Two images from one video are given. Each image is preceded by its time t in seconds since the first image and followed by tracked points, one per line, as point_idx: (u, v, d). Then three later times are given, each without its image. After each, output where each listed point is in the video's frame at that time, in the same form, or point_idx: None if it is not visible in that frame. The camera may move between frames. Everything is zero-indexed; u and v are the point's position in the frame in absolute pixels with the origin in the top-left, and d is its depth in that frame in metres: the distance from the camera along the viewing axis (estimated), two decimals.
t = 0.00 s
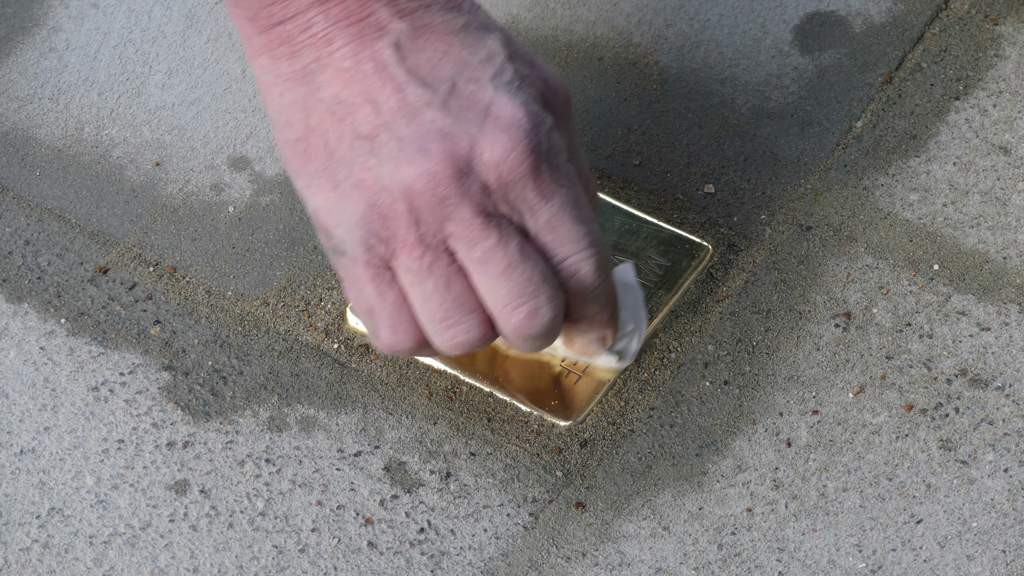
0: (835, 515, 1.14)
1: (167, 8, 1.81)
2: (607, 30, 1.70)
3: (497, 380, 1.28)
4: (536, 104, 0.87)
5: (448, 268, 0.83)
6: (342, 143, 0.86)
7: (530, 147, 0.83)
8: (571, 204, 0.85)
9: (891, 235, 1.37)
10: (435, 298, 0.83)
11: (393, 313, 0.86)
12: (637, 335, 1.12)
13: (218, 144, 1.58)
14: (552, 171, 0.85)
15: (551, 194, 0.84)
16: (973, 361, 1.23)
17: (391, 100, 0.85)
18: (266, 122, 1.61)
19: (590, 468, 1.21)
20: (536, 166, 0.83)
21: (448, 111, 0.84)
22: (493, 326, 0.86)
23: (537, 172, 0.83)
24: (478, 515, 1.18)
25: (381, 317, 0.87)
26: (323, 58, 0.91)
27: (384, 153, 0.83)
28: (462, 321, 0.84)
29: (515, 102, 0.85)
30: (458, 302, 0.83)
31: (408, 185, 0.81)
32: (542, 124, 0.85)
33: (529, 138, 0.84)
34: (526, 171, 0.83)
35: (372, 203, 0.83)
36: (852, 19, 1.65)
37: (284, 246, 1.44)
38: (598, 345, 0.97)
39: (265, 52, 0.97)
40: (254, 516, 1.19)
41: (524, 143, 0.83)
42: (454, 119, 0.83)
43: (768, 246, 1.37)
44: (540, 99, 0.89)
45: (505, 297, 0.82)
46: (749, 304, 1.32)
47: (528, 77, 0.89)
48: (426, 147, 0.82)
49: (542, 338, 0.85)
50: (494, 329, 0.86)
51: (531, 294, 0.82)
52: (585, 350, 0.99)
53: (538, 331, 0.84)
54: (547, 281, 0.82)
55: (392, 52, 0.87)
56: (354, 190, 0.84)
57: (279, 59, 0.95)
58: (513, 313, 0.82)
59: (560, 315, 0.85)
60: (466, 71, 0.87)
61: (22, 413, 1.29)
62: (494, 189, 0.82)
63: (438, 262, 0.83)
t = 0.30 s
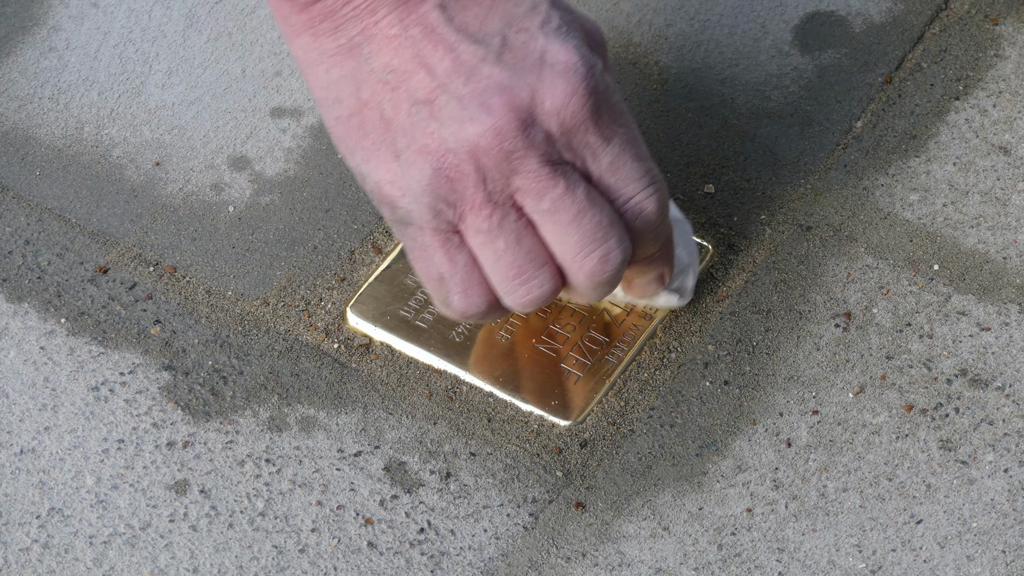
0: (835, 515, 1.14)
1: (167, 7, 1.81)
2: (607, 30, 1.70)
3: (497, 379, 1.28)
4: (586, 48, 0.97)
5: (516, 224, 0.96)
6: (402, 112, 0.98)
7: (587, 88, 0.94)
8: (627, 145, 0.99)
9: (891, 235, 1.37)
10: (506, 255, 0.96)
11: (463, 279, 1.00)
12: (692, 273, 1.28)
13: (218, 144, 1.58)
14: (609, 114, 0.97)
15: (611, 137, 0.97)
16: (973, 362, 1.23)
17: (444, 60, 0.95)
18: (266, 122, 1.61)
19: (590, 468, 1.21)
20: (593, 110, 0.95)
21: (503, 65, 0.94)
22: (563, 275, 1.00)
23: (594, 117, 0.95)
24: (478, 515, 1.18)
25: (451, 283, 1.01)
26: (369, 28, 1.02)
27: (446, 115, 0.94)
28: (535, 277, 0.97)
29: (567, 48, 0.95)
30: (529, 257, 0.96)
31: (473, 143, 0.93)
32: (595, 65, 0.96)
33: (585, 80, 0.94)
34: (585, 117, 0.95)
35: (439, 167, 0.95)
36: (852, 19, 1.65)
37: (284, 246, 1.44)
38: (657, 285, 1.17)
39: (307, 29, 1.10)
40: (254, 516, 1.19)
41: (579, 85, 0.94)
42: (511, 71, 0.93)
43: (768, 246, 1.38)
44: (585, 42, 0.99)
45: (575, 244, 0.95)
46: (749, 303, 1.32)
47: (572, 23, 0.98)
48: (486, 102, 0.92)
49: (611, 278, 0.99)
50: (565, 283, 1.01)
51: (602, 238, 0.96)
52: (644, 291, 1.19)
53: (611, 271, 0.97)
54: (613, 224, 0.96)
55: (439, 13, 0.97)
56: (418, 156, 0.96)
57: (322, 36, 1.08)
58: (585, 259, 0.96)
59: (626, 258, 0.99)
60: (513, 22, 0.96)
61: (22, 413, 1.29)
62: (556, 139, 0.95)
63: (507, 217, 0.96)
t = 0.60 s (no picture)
0: (836, 515, 1.14)
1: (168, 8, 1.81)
2: (608, 30, 1.70)
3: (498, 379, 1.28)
4: (471, 143, 0.91)
5: (379, 313, 0.89)
6: (275, 186, 0.88)
7: (465, 186, 0.88)
8: (504, 247, 0.92)
9: (891, 235, 1.37)
10: (365, 344, 0.89)
11: (320, 361, 0.93)
12: (566, 378, 1.18)
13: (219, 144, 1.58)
14: (487, 214, 0.90)
15: (485, 238, 0.90)
16: (973, 361, 1.23)
17: (325, 141, 0.87)
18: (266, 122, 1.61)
19: (591, 468, 1.21)
20: (470, 209, 0.88)
21: (383, 152, 0.87)
22: (422, 369, 0.92)
23: (471, 215, 0.89)
24: (479, 515, 1.18)
25: (308, 361, 0.94)
26: (255, 99, 0.91)
27: (319, 195, 0.85)
28: (391, 369, 0.90)
29: (450, 143, 0.89)
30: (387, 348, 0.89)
31: (341, 229, 0.84)
32: (478, 164, 0.90)
33: (465, 178, 0.88)
34: (461, 214, 0.88)
35: (306, 247, 0.86)
36: (853, 19, 1.65)
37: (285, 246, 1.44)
38: (526, 389, 1.06)
39: (196, 92, 0.94)
40: (255, 516, 1.19)
41: (458, 183, 0.87)
42: (391, 161, 0.86)
43: (768, 246, 1.38)
44: (473, 136, 0.94)
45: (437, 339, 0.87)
46: (750, 303, 1.32)
47: (461, 117, 0.93)
48: (360, 189, 0.85)
49: (472, 381, 0.91)
50: (424, 377, 0.93)
51: (462, 341, 0.88)
52: (514, 394, 1.07)
53: (469, 375, 0.90)
54: (478, 326, 0.89)
55: (327, 91, 0.89)
56: (286, 234, 0.87)
57: (207, 102, 0.93)
58: (444, 357, 0.88)
59: (489, 361, 0.91)
60: (400, 110, 0.90)
61: (23, 413, 1.29)
62: (429, 233, 0.87)
63: (370, 306, 0.88)
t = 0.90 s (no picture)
0: (838, 515, 1.14)
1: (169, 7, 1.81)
2: (610, 30, 1.70)
3: (499, 378, 1.27)
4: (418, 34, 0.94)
5: (329, 196, 0.92)
6: (229, 71, 0.91)
7: (409, 76, 0.91)
8: (454, 135, 0.95)
9: (893, 234, 1.37)
10: (316, 225, 0.93)
11: (273, 243, 0.97)
12: (515, 257, 1.31)
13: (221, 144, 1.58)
14: (434, 103, 0.93)
15: (435, 126, 0.93)
16: (975, 361, 1.23)
17: (278, 29, 0.89)
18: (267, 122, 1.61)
19: (593, 468, 1.21)
20: (416, 97, 0.92)
21: (332, 41, 0.89)
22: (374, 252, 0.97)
23: (419, 103, 0.92)
24: (481, 514, 1.18)
25: (260, 244, 0.98)
26: None
27: (269, 81, 0.89)
28: (341, 250, 0.95)
29: (396, 34, 0.92)
30: (338, 230, 0.93)
31: (288, 113, 0.88)
32: (424, 56, 0.93)
33: (409, 68, 0.91)
34: (407, 103, 0.91)
35: (256, 129, 0.90)
36: (855, 18, 1.65)
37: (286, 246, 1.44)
38: (476, 265, 1.14)
39: None
40: (257, 515, 1.19)
41: (403, 73, 0.90)
42: (338, 49, 0.89)
43: (770, 245, 1.38)
44: (423, 29, 0.97)
45: (387, 224, 0.92)
46: (752, 303, 1.32)
47: (409, 12, 0.96)
48: (308, 75, 0.88)
49: (419, 264, 0.96)
50: (374, 259, 0.98)
51: (408, 226, 0.93)
52: (464, 268, 1.15)
53: (417, 259, 0.95)
54: (423, 214, 0.94)
55: None
56: (239, 117, 0.91)
57: None
58: (391, 242, 0.93)
59: (436, 245, 0.96)
60: None
61: (24, 413, 1.29)
62: (375, 120, 0.90)
63: (319, 188, 0.92)
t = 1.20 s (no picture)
0: (838, 514, 1.14)
1: (168, 6, 1.80)
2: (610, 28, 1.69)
3: (500, 378, 1.27)
4: None
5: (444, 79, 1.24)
6: None
7: None
8: (539, 19, 1.14)
9: (894, 234, 1.37)
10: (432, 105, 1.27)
11: (389, 117, 1.34)
12: (677, 66, 1.53)
13: (220, 143, 1.58)
14: None
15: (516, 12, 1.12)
16: (976, 360, 1.23)
17: None
18: (267, 121, 1.60)
19: (593, 467, 1.21)
20: None
21: None
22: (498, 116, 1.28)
23: None
24: (481, 514, 1.18)
25: (377, 117, 1.35)
26: None
27: None
28: (462, 121, 1.28)
29: None
30: (455, 108, 1.26)
31: (377, 19, 1.21)
32: None
33: None
34: None
35: (354, 29, 1.25)
36: (856, 17, 1.65)
37: (286, 246, 1.44)
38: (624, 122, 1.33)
39: None
40: (257, 515, 1.19)
41: None
42: None
43: (770, 244, 1.37)
44: None
45: (498, 101, 1.22)
46: (752, 303, 1.31)
47: None
48: None
49: (539, 122, 1.26)
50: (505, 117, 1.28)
51: (519, 102, 1.22)
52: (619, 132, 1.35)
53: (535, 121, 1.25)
54: (528, 89, 1.21)
55: None
56: (343, 13, 1.26)
57: None
58: (511, 114, 1.25)
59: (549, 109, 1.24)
60: None
61: (24, 412, 1.29)
62: (460, 16, 1.14)
63: (428, 78, 1.25)
